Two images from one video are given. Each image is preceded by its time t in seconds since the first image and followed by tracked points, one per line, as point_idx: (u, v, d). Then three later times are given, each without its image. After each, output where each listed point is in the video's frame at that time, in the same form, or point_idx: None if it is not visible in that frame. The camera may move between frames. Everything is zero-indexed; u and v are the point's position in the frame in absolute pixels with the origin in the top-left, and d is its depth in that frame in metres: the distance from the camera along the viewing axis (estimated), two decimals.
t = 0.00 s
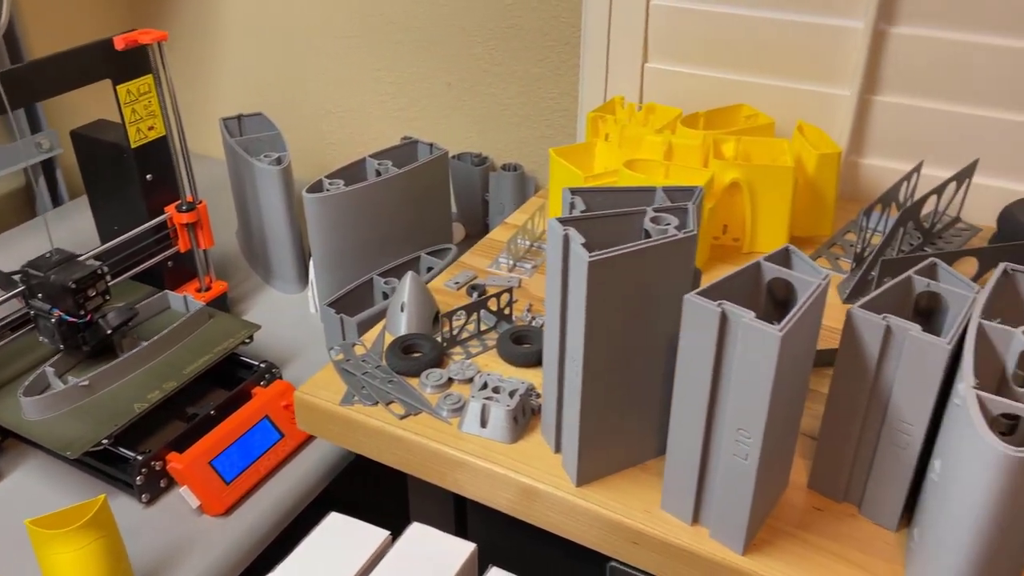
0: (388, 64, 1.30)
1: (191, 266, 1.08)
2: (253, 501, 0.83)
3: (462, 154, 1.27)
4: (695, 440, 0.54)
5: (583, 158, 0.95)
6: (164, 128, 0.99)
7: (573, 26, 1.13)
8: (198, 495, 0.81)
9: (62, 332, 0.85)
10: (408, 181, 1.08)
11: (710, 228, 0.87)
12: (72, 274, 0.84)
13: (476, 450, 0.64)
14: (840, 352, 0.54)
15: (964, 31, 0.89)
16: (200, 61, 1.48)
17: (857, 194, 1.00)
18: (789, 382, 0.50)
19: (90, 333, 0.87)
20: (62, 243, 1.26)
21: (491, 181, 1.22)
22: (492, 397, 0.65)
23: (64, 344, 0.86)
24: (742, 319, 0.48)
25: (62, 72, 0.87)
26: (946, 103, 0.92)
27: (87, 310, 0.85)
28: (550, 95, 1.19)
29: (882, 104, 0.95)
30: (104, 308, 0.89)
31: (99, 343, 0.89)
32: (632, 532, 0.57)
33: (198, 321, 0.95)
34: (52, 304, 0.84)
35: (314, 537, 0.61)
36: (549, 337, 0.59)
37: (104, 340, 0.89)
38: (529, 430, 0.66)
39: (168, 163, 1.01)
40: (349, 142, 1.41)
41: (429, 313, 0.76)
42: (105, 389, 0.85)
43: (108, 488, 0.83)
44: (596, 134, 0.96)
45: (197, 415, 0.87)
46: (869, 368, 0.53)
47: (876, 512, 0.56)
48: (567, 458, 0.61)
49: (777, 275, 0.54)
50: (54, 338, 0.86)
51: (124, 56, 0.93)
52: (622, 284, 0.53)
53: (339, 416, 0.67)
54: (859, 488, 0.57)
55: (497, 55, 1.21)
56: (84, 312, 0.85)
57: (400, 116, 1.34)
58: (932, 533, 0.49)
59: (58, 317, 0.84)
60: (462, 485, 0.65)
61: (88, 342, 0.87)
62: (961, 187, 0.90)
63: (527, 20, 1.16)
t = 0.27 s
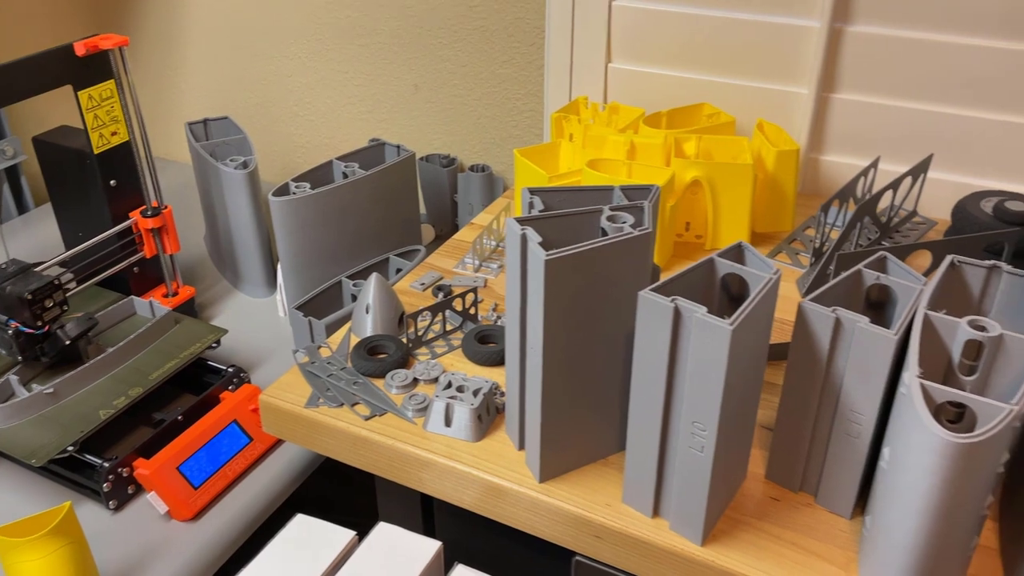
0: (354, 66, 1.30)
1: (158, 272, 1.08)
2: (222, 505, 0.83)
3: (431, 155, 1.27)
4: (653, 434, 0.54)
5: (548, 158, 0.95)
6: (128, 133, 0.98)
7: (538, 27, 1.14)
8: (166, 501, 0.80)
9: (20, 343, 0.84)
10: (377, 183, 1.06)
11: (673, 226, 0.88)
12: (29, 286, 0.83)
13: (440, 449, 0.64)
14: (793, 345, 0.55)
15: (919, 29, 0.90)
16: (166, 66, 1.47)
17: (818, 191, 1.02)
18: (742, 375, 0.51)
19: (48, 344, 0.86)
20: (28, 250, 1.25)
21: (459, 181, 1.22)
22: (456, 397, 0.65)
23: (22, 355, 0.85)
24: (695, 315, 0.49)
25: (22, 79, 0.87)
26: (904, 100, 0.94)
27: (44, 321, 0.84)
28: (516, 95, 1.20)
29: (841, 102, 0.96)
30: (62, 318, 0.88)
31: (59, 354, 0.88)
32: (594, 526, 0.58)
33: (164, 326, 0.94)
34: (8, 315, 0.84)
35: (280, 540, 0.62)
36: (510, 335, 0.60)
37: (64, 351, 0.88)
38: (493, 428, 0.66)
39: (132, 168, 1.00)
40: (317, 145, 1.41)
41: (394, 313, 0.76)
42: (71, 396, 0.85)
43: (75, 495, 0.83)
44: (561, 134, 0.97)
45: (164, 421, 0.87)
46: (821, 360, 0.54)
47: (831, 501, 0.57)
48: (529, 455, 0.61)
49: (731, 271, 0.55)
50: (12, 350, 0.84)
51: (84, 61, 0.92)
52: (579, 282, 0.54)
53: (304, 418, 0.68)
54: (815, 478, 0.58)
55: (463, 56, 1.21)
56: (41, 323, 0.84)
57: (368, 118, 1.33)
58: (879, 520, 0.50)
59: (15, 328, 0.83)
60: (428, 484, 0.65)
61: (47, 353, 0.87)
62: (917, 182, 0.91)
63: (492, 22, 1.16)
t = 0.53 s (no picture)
0: (320, 70, 1.30)
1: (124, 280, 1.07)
2: (190, 511, 0.83)
3: (398, 159, 1.27)
4: (612, 430, 0.55)
5: (512, 159, 0.96)
6: (90, 140, 0.98)
7: (502, 30, 1.15)
8: (133, 508, 0.80)
9: None
10: (341, 188, 1.06)
11: (636, 225, 0.89)
12: None
13: (405, 450, 0.65)
14: (746, 340, 0.57)
15: (873, 29, 0.92)
16: (129, 72, 1.46)
17: (778, 188, 1.03)
18: (696, 371, 0.52)
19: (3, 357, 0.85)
20: None
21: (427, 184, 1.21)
22: (420, 398, 0.66)
23: None
24: (648, 312, 0.50)
25: None
26: (861, 99, 0.96)
27: None
28: (482, 97, 1.21)
29: (798, 101, 0.98)
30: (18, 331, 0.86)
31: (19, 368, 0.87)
32: (557, 522, 0.59)
33: (129, 333, 0.94)
34: None
35: (246, 545, 0.62)
36: (471, 336, 0.60)
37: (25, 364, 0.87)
38: (457, 428, 0.67)
39: (95, 176, 1.00)
40: (284, 149, 1.40)
41: (358, 316, 0.77)
42: (34, 406, 0.84)
43: (41, 505, 0.83)
44: (524, 136, 0.98)
45: (131, 428, 0.87)
46: (773, 354, 0.55)
47: (787, 492, 0.59)
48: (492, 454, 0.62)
49: (684, 270, 0.56)
50: None
51: (44, 69, 0.92)
52: (536, 282, 0.55)
53: (268, 423, 0.68)
54: (771, 470, 0.60)
55: (428, 59, 1.21)
56: None
57: (334, 122, 1.34)
58: (829, 510, 0.51)
59: None
60: (392, 485, 0.65)
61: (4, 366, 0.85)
62: (873, 178, 0.93)
63: (456, 25, 1.17)
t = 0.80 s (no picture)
0: (284, 75, 1.29)
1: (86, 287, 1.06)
2: (156, 521, 0.83)
3: (364, 163, 1.26)
4: (571, 429, 0.56)
5: (476, 162, 0.96)
6: (49, 148, 0.97)
7: (465, 33, 1.15)
8: (97, 519, 0.79)
9: None
10: (306, 192, 1.05)
11: (599, 225, 0.90)
12: None
13: (368, 454, 0.64)
14: (702, 337, 0.58)
15: (829, 28, 0.93)
16: (90, 78, 1.44)
17: (740, 187, 1.04)
18: (650, 368, 0.53)
19: None
20: None
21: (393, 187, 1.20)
22: (382, 402, 0.66)
23: None
24: (603, 312, 0.51)
25: None
26: (819, 98, 0.97)
27: None
28: (447, 100, 1.21)
29: (757, 101, 0.99)
30: None
31: None
32: (520, 522, 0.59)
33: (91, 342, 0.93)
34: None
35: (208, 554, 0.62)
36: (431, 339, 0.60)
37: None
38: (421, 431, 0.67)
39: (55, 184, 0.99)
40: (249, 154, 1.40)
41: (321, 321, 0.77)
42: None
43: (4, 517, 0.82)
44: (488, 138, 0.98)
45: (94, 438, 0.86)
46: (728, 351, 0.56)
47: (745, 486, 0.60)
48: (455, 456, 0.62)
49: (640, 269, 0.57)
50: None
51: None
52: (494, 285, 0.55)
53: (230, 429, 0.68)
54: (730, 466, 0.61)
55: (392, 63, 1.21)
56: None
57: (299, 126, 1.33)
58: (784, 504, 0.52)
59: None
60: (356, 489, 0.65)
61: None
62: (831, 176, 0.95)
63: (419, 28, 1.17)
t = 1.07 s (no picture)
0: (246, 78, 1.28)
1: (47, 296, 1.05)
2: (120, 530, 0.82)
3: (330, 166, 1.24)
4: (530, 427, 0.56)
5: (439, 164, 0.96)
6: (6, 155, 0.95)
7: (427, 35, 1.15)
8: (60, 529, 0.78)
9: None
10: (272, 195, 1.00)
11: (562, 225, 0.90)
12: None
13: (330, 457, 0.64)
14: (658, 334, 0.58)
15: (785, 27, 0.94)
16: (49, 84, 1.42)
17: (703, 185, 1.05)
18: (606, 365, 0.53)
19: None
20: None
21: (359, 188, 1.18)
22: (344, 405, 0.66)
23: None
24: (558, 311, 0.51)
25: None
26: (778, 96, 0.98)
27: None
28: (411, 102, 1.21)
29: (717, 99, 1.00)
30: None
31: None
32: (482, 522, 0.60)
33: (51, 350, 0.92)
34: None
35: (171, 561, 0.61)
36: (390, 341, 0.60)
37: None
38: (383, 433, 0.67)
39: (12, 191, 0.98)
40: (213, 159, 1.38)
41: (283, 325, 0.76)
42: None
43: None
44: (451, 140, 0.98)
45: (56, 448, 0.85)
46: (684, 347, 0.57)
47: (704, 480, 0.60)
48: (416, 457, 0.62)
49: (596, 268, 0.57)
50: None
51: None
52: (450, 285, 0.55)
53: (190, 436, 0.67)
54: (690, 460, 0.61)
55: (356, 65, 1.21)
56: None
57: (263, 130, 1.32)
58: (740, 497, 0.52)
59: None
60: (318, 493, 0.65)
61: None
62: (791, 172, 0.96)
63: (382, 30, 1.17)
